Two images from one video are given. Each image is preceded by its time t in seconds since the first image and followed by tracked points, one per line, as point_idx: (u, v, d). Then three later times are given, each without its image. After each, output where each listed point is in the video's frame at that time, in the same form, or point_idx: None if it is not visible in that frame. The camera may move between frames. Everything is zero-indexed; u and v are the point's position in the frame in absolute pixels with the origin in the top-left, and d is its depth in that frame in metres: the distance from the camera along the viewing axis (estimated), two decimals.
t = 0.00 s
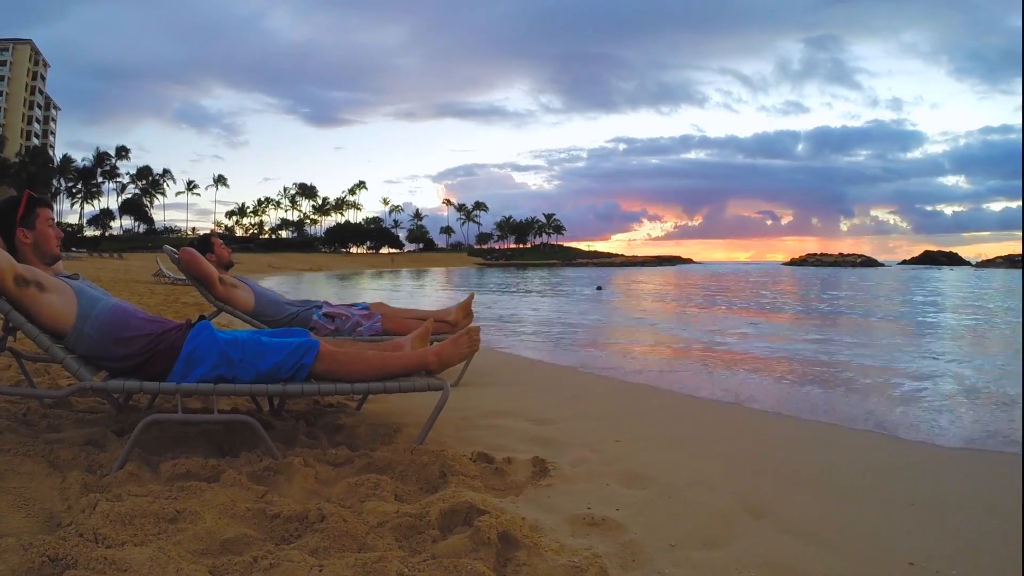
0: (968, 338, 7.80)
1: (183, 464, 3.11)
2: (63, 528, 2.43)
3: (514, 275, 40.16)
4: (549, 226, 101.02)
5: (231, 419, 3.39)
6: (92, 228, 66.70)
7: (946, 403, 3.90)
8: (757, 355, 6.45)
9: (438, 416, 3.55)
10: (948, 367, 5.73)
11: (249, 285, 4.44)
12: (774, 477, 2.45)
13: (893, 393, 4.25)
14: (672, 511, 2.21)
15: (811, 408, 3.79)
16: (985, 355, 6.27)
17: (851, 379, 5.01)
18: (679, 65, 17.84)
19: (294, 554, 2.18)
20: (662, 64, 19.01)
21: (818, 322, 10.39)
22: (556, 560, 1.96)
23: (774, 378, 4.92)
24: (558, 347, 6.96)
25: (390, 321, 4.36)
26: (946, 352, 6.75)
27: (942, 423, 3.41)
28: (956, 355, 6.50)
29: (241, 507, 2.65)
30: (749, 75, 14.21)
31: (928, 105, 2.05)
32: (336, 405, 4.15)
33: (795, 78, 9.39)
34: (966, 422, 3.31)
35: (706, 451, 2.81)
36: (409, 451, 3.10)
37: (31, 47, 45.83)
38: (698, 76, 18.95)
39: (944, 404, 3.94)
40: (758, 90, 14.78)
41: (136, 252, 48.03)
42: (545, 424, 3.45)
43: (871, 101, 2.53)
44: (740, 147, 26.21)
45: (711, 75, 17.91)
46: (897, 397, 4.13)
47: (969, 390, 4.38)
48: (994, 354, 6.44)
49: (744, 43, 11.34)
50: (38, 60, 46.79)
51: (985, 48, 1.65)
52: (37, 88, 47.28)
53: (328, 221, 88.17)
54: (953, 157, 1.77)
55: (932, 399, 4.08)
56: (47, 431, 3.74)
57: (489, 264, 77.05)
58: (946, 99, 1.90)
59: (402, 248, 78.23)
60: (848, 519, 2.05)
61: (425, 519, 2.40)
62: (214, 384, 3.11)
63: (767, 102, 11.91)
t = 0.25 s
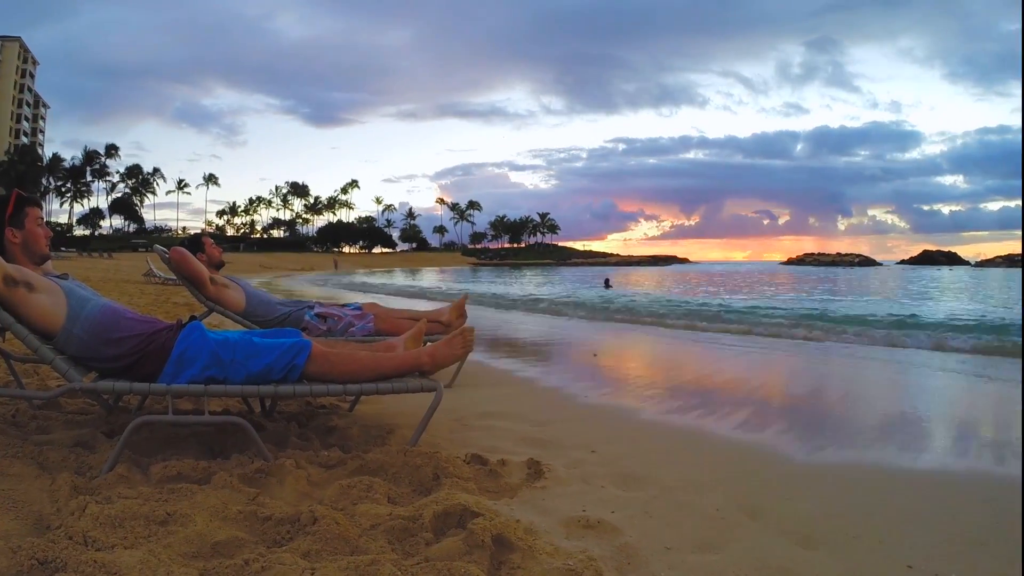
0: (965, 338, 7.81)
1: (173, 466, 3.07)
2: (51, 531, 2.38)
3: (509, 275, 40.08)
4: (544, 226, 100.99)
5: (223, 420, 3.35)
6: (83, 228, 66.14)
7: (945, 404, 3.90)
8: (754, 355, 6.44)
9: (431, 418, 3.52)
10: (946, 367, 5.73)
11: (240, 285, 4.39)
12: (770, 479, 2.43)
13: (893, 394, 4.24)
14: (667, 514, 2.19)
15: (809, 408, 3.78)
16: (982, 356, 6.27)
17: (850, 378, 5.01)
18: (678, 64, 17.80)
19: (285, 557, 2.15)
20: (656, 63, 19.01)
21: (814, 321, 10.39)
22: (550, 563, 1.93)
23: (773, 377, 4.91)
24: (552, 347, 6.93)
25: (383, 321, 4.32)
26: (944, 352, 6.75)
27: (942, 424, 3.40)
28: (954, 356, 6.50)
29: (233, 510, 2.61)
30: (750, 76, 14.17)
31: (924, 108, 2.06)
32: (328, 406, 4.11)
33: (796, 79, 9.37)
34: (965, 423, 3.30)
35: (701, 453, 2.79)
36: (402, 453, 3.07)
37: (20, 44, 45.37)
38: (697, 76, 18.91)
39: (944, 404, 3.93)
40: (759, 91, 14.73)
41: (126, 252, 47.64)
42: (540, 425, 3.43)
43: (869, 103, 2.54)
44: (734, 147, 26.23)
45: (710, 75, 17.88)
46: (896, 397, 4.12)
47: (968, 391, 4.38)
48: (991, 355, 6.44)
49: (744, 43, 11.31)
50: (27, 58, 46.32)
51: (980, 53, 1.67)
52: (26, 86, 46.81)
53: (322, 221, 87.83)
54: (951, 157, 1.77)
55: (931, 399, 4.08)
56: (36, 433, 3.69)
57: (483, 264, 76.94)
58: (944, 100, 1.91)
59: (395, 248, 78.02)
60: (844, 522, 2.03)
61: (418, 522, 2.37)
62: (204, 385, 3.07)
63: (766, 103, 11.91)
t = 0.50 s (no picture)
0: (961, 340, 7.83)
1: (164, 468, 3.02)
2: (39, 534, 2.34)
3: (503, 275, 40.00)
4: (538, 226, 100.97)
5: (214, 422, 3.31)
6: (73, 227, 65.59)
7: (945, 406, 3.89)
8: (752, 356, 6.43)
9: (425, 419, 3.48)
10: (947, 368, 5.72)
11: (232, 285, 4.34)
12: (766, 481, 2.42)
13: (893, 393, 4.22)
14: (663, 516, 2.17)
15: (808, 411, 3.75)
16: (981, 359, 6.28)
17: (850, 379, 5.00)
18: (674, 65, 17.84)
19: (277, 560, 2.11)
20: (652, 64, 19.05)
21: (809, 321, 10.40)
22: (545, 566, 1.91)
23: (771, 379, 4.90)
24: (546, 348, 6.91)
25: (376, 322, 4.29)
26: (940, 353, 6.77)
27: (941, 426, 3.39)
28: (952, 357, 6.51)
29: (224, 512, 2.57)
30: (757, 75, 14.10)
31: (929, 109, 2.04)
32: (320, 407, 4.07)
33: (802, 79, 9.38)
34: (963, 428, 3.29)
35: (697, 454, 2.77)
36: (395, 455, 3.03)
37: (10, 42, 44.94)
38: (693, 77, 18.96)
39: (940, 406, 3.92)
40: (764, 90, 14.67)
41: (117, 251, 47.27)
42: (535, 426, 3.40)
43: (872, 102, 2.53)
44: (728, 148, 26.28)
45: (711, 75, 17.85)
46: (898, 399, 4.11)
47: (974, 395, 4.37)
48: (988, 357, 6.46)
49: (746, 43, 11.30)
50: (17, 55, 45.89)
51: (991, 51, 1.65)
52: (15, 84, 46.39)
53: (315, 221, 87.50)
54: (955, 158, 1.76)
55: (931, 399, 4.07)
56: (24, 434, 3.63)
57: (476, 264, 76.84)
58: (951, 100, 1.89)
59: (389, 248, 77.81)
60: (843, 524, 2.02)
61: (411, 524, 2.34)
62: (195, 386, 3.02)
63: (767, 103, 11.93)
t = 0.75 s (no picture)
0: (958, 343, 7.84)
1: (154, 470, 2.98)
2: (27, 537, 2.30)
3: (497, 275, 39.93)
4: (533, 226, 100.89)
5: (205, 423, 3.26)
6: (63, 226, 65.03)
7: (944, 408, 3.89)
8: (749, 357, 6.42)
9: (418, 420, 3.45)
10: (943, 370, 5.72)
11: (223, 285, 4.29)
12: (763, 483, 2.40)
13: (892, 395, 4.23)
14: (659, 519, 2.15)
15: (806, 413, 3.74)
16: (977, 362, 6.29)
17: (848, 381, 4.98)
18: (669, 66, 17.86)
19: (268, 563, 2.08)
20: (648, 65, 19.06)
21: (802, 322, 10.43)
22: (539, 569, 1.88)
23: (769, 379, 4.89)
24: (539, 349, 6.89)
25: (368, 322, 4.25)
26: (932, 354, 6.79)
27: (941, 429, 3.37)
28: (949, 359, 6.50)
29: (214, 515, 2.53)
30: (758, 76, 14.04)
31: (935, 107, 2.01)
32: (312, 409, 4.03)
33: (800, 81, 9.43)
34: (958, 430, 3.28)
35: (694, 456, 2.75)
36: (388, 457, 3.00)
37: None
38: (689, 78, 18.98)
39: (935, 407, 3.93)
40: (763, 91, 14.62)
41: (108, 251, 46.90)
42: (529, 428, 3.37)
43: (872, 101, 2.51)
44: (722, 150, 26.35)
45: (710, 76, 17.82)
46: (897, 401, 4.09)
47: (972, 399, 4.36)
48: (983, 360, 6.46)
49: (746, 43, 11.28)
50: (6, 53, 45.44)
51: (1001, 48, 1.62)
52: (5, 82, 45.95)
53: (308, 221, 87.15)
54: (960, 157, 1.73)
55: (930, 400, 4.08)
56: (11, 436, 3.58)
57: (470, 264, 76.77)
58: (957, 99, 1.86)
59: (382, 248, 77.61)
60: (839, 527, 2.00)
61: (404, 527, 2.31)
62: (185, 387, 2.98)
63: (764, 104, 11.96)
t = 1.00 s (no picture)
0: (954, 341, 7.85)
1: (144, 472, 2.93)
2: (14, 541, 2.26)
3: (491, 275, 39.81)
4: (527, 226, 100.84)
5: (195, 425, 3.22)
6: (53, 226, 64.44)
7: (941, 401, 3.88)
8: (745, 357, 6.40)
9: (410, 422, 3.41)
10: (941, 369, 5.73)
11: (213, 285, 4.24)
12: (760, 484, 2.39)
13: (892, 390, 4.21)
14: (654, 521, 2.13)
15: (803, 407, 3.73)
16: (973, 360, 6.30)
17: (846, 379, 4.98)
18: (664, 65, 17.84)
19: (258, 566, 2.05)
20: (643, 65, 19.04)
21: (795, 321, 10.44)
22: (533, 572, 1.85)
23: (767, 378, 4.87)
24: (534, 349, 6.86)
25: (360, 323, 4.21)
26: (926, 353, 6.79)
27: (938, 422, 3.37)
28: (945, 357, 6.51)
29: (205, 517, 2.49)
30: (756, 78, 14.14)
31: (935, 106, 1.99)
32: (304, 410, 3.99)
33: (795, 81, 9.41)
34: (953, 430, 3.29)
35: (689, 458, 2.73)
36: (380, 459, 2.97)
37: None
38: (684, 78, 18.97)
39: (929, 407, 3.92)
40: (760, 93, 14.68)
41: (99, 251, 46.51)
42: (523, 429, 3.35)
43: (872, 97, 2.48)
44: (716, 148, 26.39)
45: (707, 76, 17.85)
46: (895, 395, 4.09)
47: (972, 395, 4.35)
48: (980, 358, 6.46)
49: (742, 43, 11.26)
50: None
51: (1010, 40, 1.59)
52: None
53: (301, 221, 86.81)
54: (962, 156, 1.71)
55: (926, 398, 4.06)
56: None
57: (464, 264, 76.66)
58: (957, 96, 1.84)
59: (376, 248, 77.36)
60: (836, 530, 1.99)
61: (396, 530, 2.28)
62: (176, 388, 2.94)
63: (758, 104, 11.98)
